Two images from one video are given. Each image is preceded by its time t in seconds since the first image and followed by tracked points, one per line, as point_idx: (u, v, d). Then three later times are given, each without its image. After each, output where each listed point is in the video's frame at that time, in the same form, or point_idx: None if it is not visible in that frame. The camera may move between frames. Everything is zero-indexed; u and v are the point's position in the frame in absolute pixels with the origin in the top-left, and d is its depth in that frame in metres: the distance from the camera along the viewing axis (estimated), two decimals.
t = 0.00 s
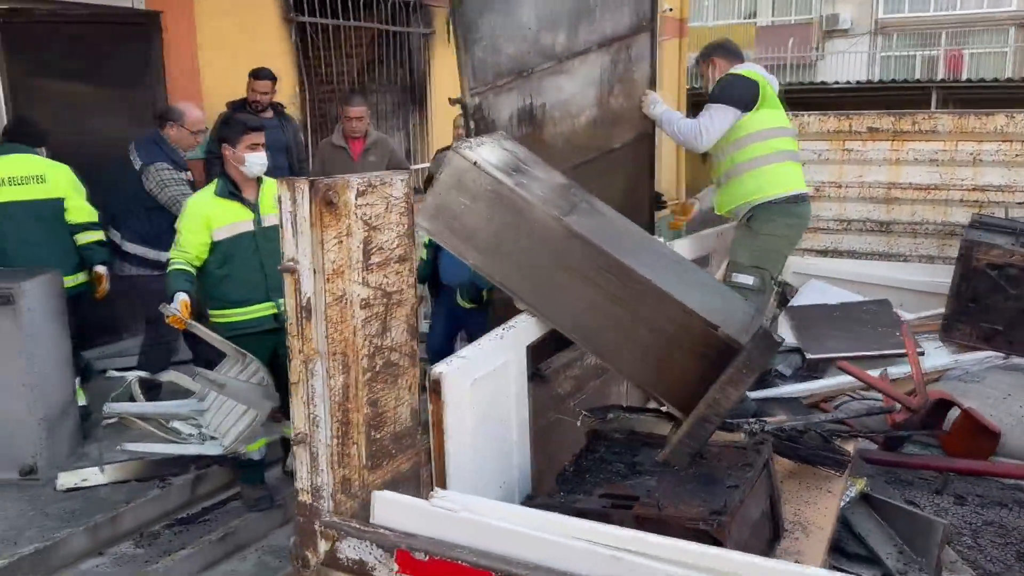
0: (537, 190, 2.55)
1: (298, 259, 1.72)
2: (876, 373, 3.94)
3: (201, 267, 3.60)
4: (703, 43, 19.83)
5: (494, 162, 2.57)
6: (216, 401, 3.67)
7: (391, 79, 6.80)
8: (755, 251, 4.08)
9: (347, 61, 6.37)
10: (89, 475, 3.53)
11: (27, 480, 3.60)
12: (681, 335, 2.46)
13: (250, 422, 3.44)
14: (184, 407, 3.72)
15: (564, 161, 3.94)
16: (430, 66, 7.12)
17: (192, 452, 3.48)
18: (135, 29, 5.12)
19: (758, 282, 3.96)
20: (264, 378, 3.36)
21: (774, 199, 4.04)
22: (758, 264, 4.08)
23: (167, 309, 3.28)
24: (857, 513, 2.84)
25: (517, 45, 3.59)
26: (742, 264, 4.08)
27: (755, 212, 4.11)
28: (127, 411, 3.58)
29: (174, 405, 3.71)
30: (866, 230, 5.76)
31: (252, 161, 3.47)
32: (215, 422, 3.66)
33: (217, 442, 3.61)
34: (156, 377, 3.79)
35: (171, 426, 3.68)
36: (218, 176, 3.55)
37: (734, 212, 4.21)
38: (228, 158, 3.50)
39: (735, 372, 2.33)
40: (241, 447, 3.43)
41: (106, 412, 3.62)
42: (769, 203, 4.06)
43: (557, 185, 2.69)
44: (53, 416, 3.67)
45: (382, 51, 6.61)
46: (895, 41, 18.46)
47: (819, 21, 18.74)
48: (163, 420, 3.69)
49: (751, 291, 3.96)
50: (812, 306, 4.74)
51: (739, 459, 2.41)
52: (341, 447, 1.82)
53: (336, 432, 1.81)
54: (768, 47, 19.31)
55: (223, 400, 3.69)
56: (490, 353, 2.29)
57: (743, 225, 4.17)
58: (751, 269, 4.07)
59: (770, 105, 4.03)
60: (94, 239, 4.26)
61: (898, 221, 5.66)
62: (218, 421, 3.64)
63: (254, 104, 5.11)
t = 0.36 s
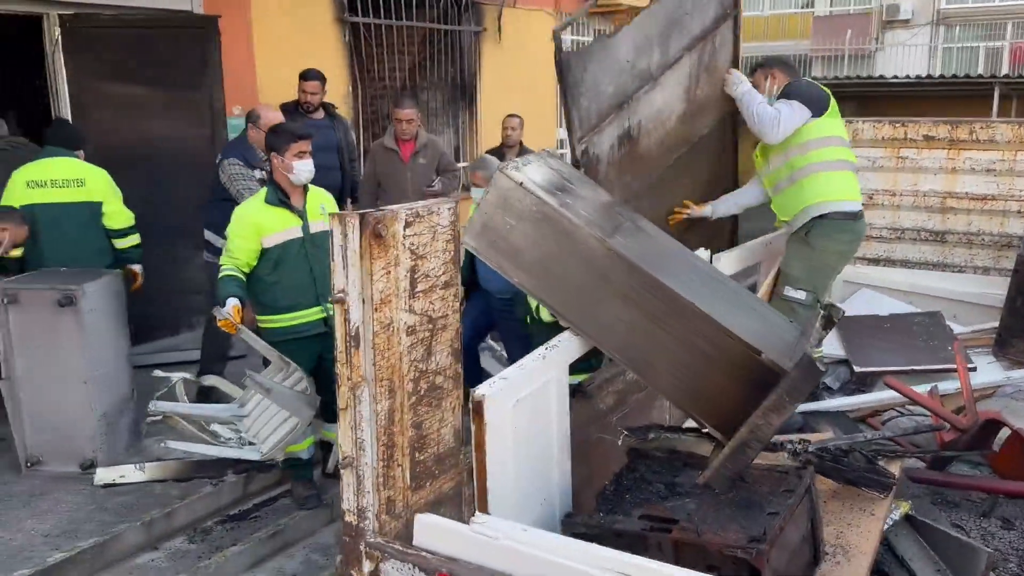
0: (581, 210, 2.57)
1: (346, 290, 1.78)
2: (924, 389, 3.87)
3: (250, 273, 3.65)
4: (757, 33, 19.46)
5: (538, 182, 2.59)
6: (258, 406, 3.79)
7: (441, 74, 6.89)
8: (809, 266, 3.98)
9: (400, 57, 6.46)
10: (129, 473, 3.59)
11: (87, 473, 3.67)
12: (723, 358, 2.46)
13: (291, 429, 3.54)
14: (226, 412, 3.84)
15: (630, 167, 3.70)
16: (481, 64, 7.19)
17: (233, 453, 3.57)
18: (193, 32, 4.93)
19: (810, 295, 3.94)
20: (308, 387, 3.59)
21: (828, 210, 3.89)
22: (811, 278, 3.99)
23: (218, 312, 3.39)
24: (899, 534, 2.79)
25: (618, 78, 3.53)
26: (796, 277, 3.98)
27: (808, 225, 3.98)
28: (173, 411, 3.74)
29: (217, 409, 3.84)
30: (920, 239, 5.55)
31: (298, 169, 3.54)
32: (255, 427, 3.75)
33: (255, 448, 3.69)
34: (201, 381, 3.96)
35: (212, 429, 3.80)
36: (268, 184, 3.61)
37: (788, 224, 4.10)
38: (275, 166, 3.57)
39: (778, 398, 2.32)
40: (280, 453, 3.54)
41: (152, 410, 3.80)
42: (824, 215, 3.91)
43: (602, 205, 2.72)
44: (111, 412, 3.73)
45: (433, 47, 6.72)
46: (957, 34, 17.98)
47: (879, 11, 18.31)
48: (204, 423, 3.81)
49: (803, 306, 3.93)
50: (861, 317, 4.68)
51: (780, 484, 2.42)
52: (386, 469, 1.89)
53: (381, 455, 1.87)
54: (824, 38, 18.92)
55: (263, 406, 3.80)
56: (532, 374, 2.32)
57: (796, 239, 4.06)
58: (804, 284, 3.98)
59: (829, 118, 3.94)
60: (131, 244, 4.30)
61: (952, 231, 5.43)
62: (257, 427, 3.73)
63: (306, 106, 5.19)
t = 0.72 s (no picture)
0: (611, 229, 2.58)
1: (378, 315, 1.85)
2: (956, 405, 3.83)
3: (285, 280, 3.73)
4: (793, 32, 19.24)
5: (568, 201, 2.61)
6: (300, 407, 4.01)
7: (476, 78, 6.93)
8: (845, 282, 3.89)
9: (436, 61, 6.53)
10: (180, 483, 3.58)
11: (127, 473, 3.71)
12: (750, 380, 2.48)
13: (333, 427, 3.69)
14: (269, 415, 4.03)
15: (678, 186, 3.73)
16: (514, 67, 7.23)
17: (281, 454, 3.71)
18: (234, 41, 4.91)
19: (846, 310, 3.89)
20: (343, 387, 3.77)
21: (865, 225, 3.81)
22: (848, 296, 3.91)
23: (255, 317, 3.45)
24: (928, 556, 2.77)
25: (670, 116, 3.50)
26: (832, 293, 3.90)
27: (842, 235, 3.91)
28: (221, 416, 3.88)
29: (259, 413, 4.03)
30: (955, 252, 6.00)
31: (328, 180, 3.59)
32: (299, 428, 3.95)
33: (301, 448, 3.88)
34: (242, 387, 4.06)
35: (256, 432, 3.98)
36: (305, 194, 3.69)
37: (820, 228, 4.02)
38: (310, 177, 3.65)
39: (806, 422, 2.34)
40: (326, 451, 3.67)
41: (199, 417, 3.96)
42: (861, 230, 3.84)
43: (632, 223, 2.74)
44: (152, 414, 3.75)
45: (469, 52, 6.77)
46: (1000, 35, 17.63)
47: (919, 11, 18.00)
48: (248, 426, 3.99)
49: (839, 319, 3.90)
50: (894, 330, 4.65)
51: (807, 506, 2.47)
52: (415, 487, 1.94)
53: (410, 473, 1.92)
54: (862, 38, 18.64)
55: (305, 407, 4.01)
56: (560, 392, 2.35)
57: (830, 250, 3.98)
58: (841, 300, 3.90)
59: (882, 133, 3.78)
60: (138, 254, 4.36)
61: (987, 244, 5.85)
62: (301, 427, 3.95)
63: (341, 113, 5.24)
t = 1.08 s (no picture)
0: (626, 247, 2.60)
1: (395, 335, 1.85)
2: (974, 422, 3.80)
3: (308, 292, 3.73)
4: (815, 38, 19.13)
5: (583, 218, 2.63)
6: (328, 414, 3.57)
7: (494, 87, 6.94)
8: (877, 288, 3.83)
9: (454, 70, 6.57)
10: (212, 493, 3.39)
11: (147, 481, 3.75)
12: (765, 399, 2.48)
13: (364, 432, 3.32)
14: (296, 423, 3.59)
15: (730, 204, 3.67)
16: (532, 76, 7.24)
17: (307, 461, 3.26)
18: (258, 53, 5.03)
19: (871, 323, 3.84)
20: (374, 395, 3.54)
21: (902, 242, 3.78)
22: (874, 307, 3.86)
23: (284, 330, 3.48)
24: None
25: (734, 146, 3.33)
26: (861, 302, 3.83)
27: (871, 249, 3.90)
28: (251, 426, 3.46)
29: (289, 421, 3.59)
30: (975, 266, 6.07)
31: (359, 195, 3.60)
32: (328, 433, 3.52)
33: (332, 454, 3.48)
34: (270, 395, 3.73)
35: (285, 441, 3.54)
36: (327, 206, 3.71)
37: (848, 239, 4.00)
38: (337, 190, 3.66)
39: (820, 442, 2.35)
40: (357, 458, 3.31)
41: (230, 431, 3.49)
42: (896, 247, 3.80)
43: (647, 241, 2.78)
44: (172, 423, 3.80)
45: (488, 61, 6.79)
46: None
47: (942, 17, 17.85)
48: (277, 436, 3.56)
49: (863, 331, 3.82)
50: (912, 344, 4.63)
51: (821, 526, 2.49)
52: (430, 506, 1.96)
53: (426, 492, 1.95)
54: (884, 44, 18.51)
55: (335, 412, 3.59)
56: (574, 409, 2.36)
57: (857, 259, 3.97)
58: (868, 307, 3.82)
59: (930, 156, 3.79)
60: (147, 263, 4.40)
61: (1008, 258, 5.91)
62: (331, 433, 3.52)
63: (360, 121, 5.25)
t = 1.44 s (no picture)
0: (630, 261, 2.61)
1: (400, 349, 1.86)
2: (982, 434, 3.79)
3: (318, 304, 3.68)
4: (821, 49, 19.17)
5: (588, 231, 2.64)
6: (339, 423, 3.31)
7: (499, 98, 6.97)
8: (909, 280, 3.67)
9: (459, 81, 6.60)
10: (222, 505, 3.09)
11: (154, 492, 3.76)
12: (770, 413, 2.49)
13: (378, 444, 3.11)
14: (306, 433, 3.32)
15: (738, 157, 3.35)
16: (538, 87, 7.26)
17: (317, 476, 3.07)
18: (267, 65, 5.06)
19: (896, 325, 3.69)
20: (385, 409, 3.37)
21: (918, 251, 3.66)
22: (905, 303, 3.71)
23: (296, 343, 3.34)
24: None
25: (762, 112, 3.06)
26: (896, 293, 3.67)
27: (893, 254, 3.72)
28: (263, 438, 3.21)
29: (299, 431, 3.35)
30: (981, 278, 6.05)
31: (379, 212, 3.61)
32: (339, 444, 3.28)
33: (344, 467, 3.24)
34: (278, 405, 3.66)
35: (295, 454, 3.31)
36: (338, 217, 3.65)
37: (866, 241, 3.80)
38: (357, 203, 3.61)
39: (825, 457, 2.36)
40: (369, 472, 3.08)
41: (243, 445, 3.16)
42: (913, 254, 3.67)
43: (650, 255, 2.81)
44: (179, 434, 3.80)
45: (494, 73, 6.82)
46: None
47: (949, 28, 17.84)
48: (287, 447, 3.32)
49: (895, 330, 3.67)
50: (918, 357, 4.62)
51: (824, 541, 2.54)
52: (434, 520, 1.97)
53: (430, 507, 1.95)
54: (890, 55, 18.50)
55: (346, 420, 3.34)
56: (579, 422, 2.36)
57: (878, 263, 3.78)
58: (900, 298, 3.67)
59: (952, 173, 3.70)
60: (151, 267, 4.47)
61: (1015, 270, 5.89)
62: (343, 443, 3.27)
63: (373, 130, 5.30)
